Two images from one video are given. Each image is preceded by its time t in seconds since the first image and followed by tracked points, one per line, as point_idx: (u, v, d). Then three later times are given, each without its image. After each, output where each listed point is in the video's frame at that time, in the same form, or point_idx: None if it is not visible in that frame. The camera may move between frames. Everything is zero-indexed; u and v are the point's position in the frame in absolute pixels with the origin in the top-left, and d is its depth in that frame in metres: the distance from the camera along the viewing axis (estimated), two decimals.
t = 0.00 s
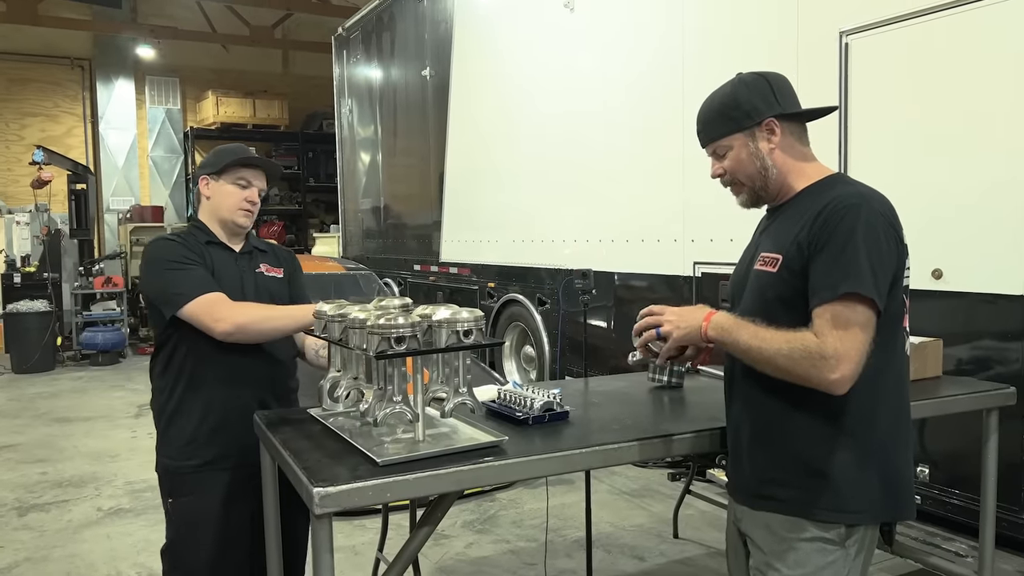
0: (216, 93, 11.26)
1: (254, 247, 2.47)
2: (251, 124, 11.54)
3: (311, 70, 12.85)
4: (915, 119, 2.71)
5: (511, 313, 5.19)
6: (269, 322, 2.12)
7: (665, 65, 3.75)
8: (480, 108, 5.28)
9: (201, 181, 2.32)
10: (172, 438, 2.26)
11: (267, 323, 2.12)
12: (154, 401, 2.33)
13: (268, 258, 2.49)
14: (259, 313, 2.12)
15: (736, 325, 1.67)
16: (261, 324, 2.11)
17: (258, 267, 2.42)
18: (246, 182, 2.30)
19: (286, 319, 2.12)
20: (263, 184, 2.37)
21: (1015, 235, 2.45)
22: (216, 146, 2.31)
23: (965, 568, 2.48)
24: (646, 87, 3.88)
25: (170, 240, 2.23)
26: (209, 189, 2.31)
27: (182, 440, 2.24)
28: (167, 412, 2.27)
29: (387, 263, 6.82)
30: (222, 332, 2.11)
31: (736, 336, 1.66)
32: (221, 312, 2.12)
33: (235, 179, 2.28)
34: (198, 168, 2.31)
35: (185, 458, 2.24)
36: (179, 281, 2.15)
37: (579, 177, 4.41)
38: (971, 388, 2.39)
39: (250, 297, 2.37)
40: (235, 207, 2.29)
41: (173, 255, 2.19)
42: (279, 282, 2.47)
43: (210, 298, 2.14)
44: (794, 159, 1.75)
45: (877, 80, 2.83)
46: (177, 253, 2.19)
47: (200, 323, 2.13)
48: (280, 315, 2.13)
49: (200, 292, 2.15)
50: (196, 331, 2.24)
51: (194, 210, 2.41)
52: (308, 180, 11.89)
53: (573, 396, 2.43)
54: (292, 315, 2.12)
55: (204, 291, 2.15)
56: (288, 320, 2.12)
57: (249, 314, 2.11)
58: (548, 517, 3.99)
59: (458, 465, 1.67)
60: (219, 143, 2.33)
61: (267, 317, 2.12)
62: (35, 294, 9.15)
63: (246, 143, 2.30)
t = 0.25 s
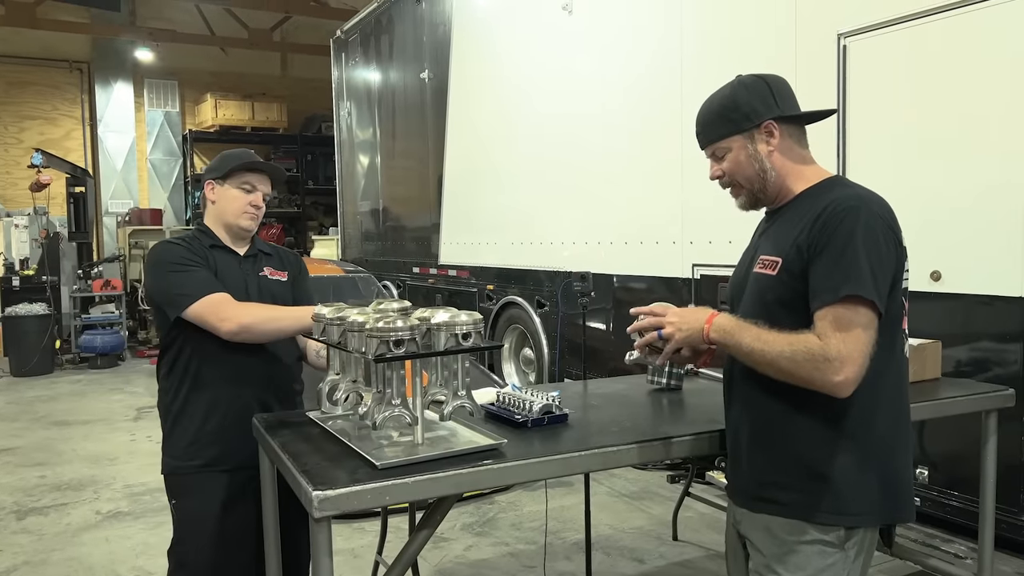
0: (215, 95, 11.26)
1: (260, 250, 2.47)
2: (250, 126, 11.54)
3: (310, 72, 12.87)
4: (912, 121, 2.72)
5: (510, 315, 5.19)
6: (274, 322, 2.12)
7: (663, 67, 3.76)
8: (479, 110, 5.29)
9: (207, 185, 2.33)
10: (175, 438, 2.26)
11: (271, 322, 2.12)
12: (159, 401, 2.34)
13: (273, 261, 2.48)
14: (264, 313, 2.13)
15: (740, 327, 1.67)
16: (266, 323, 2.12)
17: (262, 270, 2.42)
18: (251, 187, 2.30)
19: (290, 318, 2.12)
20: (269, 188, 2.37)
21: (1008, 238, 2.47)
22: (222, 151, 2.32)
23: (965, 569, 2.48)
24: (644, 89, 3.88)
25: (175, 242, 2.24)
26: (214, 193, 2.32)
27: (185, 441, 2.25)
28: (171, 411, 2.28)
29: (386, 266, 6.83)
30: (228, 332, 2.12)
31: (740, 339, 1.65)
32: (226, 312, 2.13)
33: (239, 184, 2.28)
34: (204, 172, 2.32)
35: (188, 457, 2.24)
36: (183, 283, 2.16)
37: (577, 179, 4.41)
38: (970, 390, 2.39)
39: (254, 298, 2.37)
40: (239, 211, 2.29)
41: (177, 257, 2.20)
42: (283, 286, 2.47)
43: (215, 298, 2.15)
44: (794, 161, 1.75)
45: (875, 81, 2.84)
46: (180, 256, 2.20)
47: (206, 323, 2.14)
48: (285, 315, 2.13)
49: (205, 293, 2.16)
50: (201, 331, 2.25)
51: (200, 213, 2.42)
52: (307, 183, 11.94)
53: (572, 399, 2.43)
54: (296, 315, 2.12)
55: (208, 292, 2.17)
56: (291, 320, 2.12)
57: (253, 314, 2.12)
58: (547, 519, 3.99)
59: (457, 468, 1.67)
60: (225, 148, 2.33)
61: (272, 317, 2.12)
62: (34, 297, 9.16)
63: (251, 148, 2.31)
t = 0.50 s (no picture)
0: (215, 96, 11.26)
1: (262, 251, 2.47)
2: (250, 127, 11.54)
3: (310, 73, 12.88)
4: (912, 121, 2.72)
5: (511, 316, 5.19)
6: (280, 323, 2.13)
7: (663, 67, 3.76)
8: (479, 110, 5.29)
9: (210, 186, 2.33)
10: (178, 437, 2.26)
11: (278, 323, 2.13)
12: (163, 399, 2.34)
13: (275, 261, 2.48)
14: (270, 314, 2.14)
15: (745, 325, 1.65)
16: (271, 324, 2.13)
17: (264, 270, 2.42)
18: (254, 188, 2.30)
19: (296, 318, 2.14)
20: (272, 190, 2.37)
21: (1008, 238, 2.47)
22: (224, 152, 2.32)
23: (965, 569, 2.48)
24: (644, 89, 3.89)
25: (178, 242, 2.24)
26: (217, 194, 2.32)
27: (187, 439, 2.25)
28: (175, 409, 2.28)
29: (386, 266, 6.83)
30: (234, 333, 2.12)
31: (746, 338, 1.64)
32: (232, 312, 2.13)
33: (243, 185, 2.29)
34: (207, 172, 2.32)
35: (190, 456, 2.24)
36: (188, 283, 2.16)
37: (577, 180, 4.41)
38: (970, 390, 2.39)
39: (257, 298, 2.37)
40: (242, 213, 2.30)
41: (180, 257, 2.20)
42: (285, 286, 2.47)
43: (220, 298, 2.15)
44: (794, 162, 1.75)
45: (874, 82, 2.84)
46: (184, 256, 2.20)
47: (211, 324, 2.14)
48: (291, 316, 2.15)
49: (209, 293, 2.16)
50: (205, 331, 2.25)
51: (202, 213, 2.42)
52: (307, 183, 11.96)
53: (572, 399, 2.43)
54: (300, 317, 2.14)
55: (213, 292, 2.17)
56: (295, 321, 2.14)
57: (259, 315, 2.13)
58: (547, 520, 3.99)
59: (457, 469, 1.67)
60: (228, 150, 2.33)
61: (278, 318, 2.14)
62: (34, 298, 9.20)
63: (254, 150, 2.31)
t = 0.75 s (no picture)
0: (215, 96, 11.25)
1: (262, 250, 2.47)
2: (250, 127, 11.54)
3: (310, 73, 12.88)
4: (913, 121, 2.72)
5: (511, 315, 5.19)
6: (279, 323, 2.13)
7: (663, 68, 3.76)
8: (479, 110, 5.29)
9: (209, 186, 2.32)
10: (180, 437, 2.26)
11: (278, 324, 2.13)
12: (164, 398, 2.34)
13: (276, 260, 2.48)
14: (271, 314, 2.14)
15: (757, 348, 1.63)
16: (272, 325, 2.13)
17: (265, 270, 2.42)
18: (253, 186, 2.30)
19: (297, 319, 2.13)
20: (271, 187, 2.37)
21: (1009, 237, 2.46)
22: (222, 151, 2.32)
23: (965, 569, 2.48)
24: (644, 89, 3.88)
25: (179, 242, 2.24)
26: (216, 193, 2.32)
27: (188, 439, 2.25)
28: (176, 409, 2.28)
29: (386, 266, 6.83)
30: (234, 333, 2.12)
31: (758, 359, 1.63)
32: (233, 313, 2.13)
33: (241, 183, 2.28)
34: (206, 173, 2.32)
35: (191, 456, 2.24)
36: (189, 283, 2.16)
37: (578, 179, 4.41)
38: (970, 390, 2.39)
39: (258, 298, 2.37)
40: (242, 211, 2.29)
41: (180, 257, 2.20)
42: (286, 285, 2.47)
43: (220, 299, 2.15)
44: (794, 162, 1.75)
45: (874, 82, 2.84)
46: (185, 256, 2.20)
47: (212, 324, 2.14)
48: (291, 316, 2.14)
49: (210, 293, 2.16)
50: (206, 331, 2.25)
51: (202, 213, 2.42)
52: (307, 183, 11.98)
53: (572, 399, 2.43)
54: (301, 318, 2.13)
55: (213, 292, 2.17)
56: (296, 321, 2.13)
57: (260, 316, 2.12)
58: (547, 519, 3.99)
59: (457, 468, 1.67)
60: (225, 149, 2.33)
61: (278, 318, 2.13)
62: (34, 297, 9.19)
63: (251, 148, 2.30)
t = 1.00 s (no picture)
0: (215, 95, 11.26)
1: (262, 249, 2.47)
2: (250, 126, 11.55)
3: (310, 72, 12.88)
4: (913, 121, 2.72)
5: (511, 315, 5.19)
6: (280, 324, 2.13)
7: (664, 68, 3.76)
8: (479, 110, 5.29)
9: (205, 186, 2.33)
10: (181, 436, 2.26)
11: (278, 324, 2.13)
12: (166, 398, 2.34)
13: (276, 259, 2.48)
14: (271, 315, 2.14)
15: (780, 400, 1.53)
16: (272, 326, 2.13)
17: (265, 269, 2.42)
18: (247, 181, 2.30)
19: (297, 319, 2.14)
20: (265, 182, 2.37)
21: (1010, 237, 2.46)
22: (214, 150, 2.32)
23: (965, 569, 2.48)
24: (644, 89, 3.88)
25: (178, 242, 2.24)
26: (212, 193, 2.32)
27: (190, 438, 2.25)
28: (178, 409, 2.28)
29: (386, 266, 6.84)
30: (235, 334, 2.12)
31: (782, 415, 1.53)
32: (233, 314, 2.13)
33: (235, 180, 2.28)
34: (201, 173, 2.33)
35: (193, 455, 2.24)
36: (189, 284, 2.16)
37: (578, 179, 4.41)
38: (970, 390, 2.39)
39: (259, 298, 2.37)
40: (239, 207, 2.29)
41: (181, 258, 2.20)
42: (286, 284, 2.47)
43: (220, 299, 2.15)
44: (794, 162, 1.75)
45: (874, 82, 2.84)
46: (185, 256, 2.20)
47: (212, 325, 2.14)
48: (291, 317, 2.15)
49: (210, 294, 2.16)
50: (206, 332, 2.25)
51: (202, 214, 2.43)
52: (308, 183, 11.93)
53: (572, 399, 2.43)
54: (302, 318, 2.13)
55: (214, 293, 2.17)
56: (296, 321, 2.14)
57: (260, 316, 2.13)
58: (547, 519, 3.99)
59: (457, 468, 1.67)
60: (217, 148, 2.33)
61: (279, 318, 2.14)
62: (35, 297, 9.19)
63: (239, 143, 2.29)
